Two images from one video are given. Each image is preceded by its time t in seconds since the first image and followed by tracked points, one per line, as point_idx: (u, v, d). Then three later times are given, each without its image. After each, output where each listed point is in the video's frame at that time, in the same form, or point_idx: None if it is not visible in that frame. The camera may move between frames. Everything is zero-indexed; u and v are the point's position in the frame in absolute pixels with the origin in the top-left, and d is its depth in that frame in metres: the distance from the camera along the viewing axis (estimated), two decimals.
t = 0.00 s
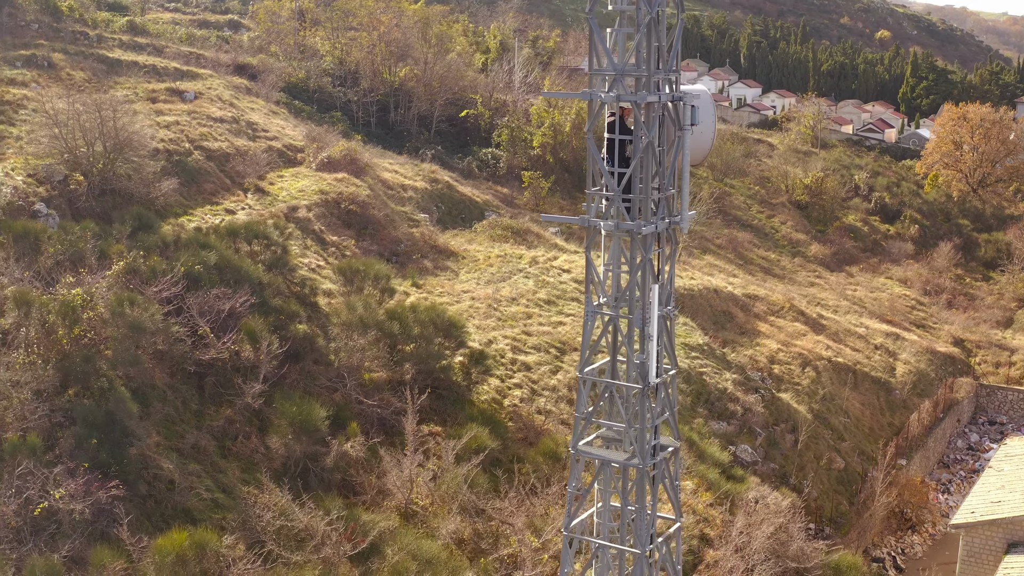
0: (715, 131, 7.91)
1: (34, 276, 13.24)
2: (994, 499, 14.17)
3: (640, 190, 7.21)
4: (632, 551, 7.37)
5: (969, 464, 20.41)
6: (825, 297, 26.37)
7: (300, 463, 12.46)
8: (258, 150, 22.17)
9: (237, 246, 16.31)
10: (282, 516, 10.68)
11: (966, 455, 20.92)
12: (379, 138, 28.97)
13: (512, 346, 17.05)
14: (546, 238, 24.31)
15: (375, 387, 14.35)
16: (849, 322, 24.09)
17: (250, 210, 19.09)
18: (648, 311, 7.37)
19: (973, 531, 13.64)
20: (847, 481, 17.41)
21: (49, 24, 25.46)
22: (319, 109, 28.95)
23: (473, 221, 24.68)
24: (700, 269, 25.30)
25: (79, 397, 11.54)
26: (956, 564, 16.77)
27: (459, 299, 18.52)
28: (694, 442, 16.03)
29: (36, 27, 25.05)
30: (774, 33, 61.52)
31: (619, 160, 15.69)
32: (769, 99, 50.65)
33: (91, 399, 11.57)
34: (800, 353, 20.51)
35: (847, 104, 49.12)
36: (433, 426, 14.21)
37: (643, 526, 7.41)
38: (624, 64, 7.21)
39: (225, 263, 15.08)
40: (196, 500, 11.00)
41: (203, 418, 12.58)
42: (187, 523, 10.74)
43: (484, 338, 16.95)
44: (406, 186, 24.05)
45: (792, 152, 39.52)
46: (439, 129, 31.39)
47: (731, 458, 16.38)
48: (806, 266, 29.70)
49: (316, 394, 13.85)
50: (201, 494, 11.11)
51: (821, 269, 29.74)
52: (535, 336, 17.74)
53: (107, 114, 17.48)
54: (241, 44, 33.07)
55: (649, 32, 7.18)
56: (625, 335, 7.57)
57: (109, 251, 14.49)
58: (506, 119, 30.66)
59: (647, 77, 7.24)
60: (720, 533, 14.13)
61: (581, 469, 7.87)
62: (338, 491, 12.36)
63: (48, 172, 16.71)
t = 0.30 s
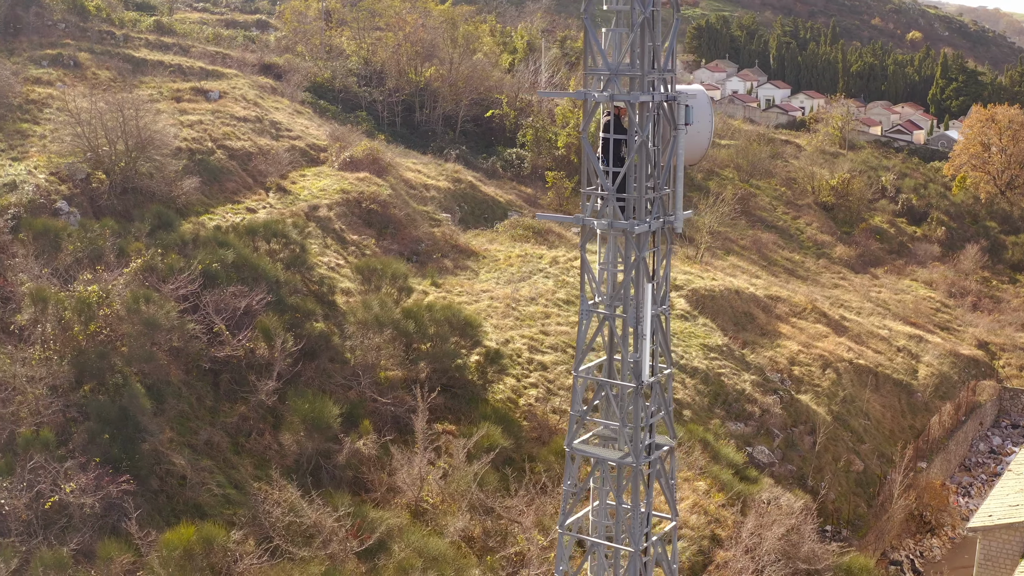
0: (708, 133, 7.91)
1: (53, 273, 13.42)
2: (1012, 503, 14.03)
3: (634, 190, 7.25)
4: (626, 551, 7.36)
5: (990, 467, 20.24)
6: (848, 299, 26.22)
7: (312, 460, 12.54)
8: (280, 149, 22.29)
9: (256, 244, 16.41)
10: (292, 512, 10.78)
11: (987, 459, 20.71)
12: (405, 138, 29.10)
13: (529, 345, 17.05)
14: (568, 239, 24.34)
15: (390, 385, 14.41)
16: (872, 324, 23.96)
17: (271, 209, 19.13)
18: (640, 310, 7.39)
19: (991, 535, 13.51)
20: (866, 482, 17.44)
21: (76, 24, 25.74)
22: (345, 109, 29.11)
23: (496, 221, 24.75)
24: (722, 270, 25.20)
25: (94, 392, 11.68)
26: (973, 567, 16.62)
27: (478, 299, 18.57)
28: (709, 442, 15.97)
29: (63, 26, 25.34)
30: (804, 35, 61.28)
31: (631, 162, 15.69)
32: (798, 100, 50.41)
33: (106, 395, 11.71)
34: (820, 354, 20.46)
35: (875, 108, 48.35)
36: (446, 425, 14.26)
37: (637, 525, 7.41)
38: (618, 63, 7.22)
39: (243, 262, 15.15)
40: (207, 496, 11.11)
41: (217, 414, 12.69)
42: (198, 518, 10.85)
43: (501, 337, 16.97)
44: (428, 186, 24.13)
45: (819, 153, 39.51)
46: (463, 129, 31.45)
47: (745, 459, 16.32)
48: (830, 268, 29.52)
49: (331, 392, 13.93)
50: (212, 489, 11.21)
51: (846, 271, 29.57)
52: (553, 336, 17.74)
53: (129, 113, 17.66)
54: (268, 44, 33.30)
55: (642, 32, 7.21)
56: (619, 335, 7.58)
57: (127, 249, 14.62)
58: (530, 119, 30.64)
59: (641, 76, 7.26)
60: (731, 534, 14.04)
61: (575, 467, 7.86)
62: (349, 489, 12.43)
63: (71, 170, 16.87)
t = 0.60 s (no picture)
0: (704, 131, 7.92)
1: (70, 270, 13.56)
2: None
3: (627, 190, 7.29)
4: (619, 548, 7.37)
5: (1011, 470, 20.08)
6: (871, 300, 26.07)
7: (324, 457, 12.62)
8: (302, 148, 22.36)
9: (274, 242, 16.49)
10: (300, 508, 10.86)
11: (1008, 461, 20.54)
12: (429, 138, 29.19)
13: (545, 345, 17.04)
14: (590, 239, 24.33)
15: (404, 383, 14.45)
16: (894, 326, 23.85)
17: (291, 207, 19.12)
18: (634, 309, 7.40)
19: (1007, 538, 13.37)
20: (884, 485, 17.43)
21: (101, 23, 25.97)
22: (369, 109, 29.22)
23: (517, 220, 24.77)
24: (743, 270, 25.09)
25: (108, 388, 11.81)
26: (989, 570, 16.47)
27: (496, 298, 18.59)
28: (723, 443, 15.94)
29: (89, 26, 25.59)
30: (833, 36, 60.85)
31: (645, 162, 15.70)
32: (825, 100, 49.94)
33: (119, 391, 11.82)
34: (840, 356, 20.36)
35: (904, 108, 48.12)
36: (460, 423, 14.29)
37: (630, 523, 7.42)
38: (612, 62, 7.23)
39: (260, 259, 15.18)
40: (218, 491, 11.22)
41: (231, 411, 12.77)
42: (208, 513, 10.96)
43: (517, 336, 16.97)
44: (450, 185, 24.17)
45: (846, 154, 39.41)
46: (487, 129, 31.47)
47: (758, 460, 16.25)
48: (854, 269, 29.33)
49: (345, 389, 13.97)
50: (223, 485, 11.31)
51: (869, 272, 29.39)
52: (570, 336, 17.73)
53: (150, 113, 17.80)
54: (294, 43, 33.46)
55: (635, 31, 7.23)
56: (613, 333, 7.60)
57: (145, 246, 14.72)
58: (554, 118, 30.60)
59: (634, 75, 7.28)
60: (740, 534, 13.94)
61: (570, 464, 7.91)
62: (359, 486, 12.49)
63: (92, 167, 17.00)
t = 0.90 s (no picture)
0: (699, 130, 7.88)
1: (87, 267, 13.71)
2: None
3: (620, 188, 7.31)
4: (613, 546, 7.40)
5: None
6: (893, 302, 25.89)
7: (335, 454, 12.69)
8: (323, 146, 22.44)
9: (292, 240, 16.57)
10: (308, 504, 10.92)
11: None
12: (452, 138, 29.27)
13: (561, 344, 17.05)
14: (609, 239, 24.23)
15: (418, 381, 14.48)
16: (915, 327, 23.71)
17: (310, 206, 19.17)
18: (626, 308, 7.42)
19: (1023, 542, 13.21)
20: (901, 487, 17.23)
21: (126, 22, 26.15)
22: (393, 109, 29.31)
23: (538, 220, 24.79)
24: (764, 271, 24.99)
25: (122, 384, 11.93)
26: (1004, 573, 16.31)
27: (513, 297, 18.61)
28: (736, 443, 15.90)
29: (113, 26, 25.81)
30: (862, 36, 60.49)
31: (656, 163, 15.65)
32: (853, 101, 49.95)
33: (132, 387, 11.94)
34: (859, 357, 20.25)
35: (932, 108, 48.31)
36: (472, 422, 14.32)
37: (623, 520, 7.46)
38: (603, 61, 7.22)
39: (275, 258, 15.26)
40: (228, 487, 11.31)
41: (244, 407, 12.85)
42: (218, 508, 11.06)
43: (533, 335, 16.96)
44: (471, 185, 24.21)
45: (872, 155, 39.33)
46: (510, 129, 31.47)
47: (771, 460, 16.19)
48: (877, 271, 29.17)
49: (359, 387, 14.01)
50: (233, 481, 11.41)
51: (893, 273, 29.24)
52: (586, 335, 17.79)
53: (171, 112, 17.98)
54: (319, 43, 33.58)
55: (627, 30, 7.23)
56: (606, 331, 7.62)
57: (162, 244, 14.81)
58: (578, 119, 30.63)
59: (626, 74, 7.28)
60: (750, 535, 13.87)
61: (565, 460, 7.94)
62: (369, 483, 12.55)
63: (113, 166, 17.13)
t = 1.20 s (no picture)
0: (693, 129, 7.84)
1: (103, 264, 13.84)
2: None
3: (611, 187, 7.36)
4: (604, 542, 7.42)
5: None
6: (914, 303, 25.71)
7: (346, 451, 12.77)
8: (344, 145, 22.54)
9: (309, 239, 16.66)
10: (316, 500, 11.01)
11: None
12: (474, 137, 29.32)
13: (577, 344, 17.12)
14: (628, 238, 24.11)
15: (431, 380, 14.53)
16: (937, 330, 23.53)
17: (329, 205, 19.27)
18: (618, 306, 7.46)
19: None
20: (918, 489, 17.25)
21: (150, 22, 26.32)
22: (416, 109, 29.36)
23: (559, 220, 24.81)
24: (784, 272, 24.86)
25: (135, 380, 12.06)
26: None
27: (530, 296, 18.60)
28: (748, 444, 15.87)
29: (137, 25, 26.04)
30: (890, 37, 60.01)
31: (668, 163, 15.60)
32: (880, 103, 49.23)
33: (145, 383, 12.07)
34: (879, 359, 20.10)
35: (959, 111, 47.31)
36: (484, 421, 14.35)
37: (614, 517, 7.49)
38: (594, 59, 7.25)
39: (290, 256, 15.30)
40: (238, 483, 11.42)
41: (256, 404, 12.94)
42: (227, 504, 11.17)
43: (549, 335, 16.96)
44: (492, 184, 24.23)
45: (897, 156, 39.11)
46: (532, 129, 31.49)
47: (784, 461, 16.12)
48: (899, 272, 29.03)
49: (372, 385, 14.07)
50: (242, 477, 11.51)
51: (916, 275, 29.09)
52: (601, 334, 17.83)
53: (190, 111, 18.06)
54: (344, 43, 33.69)
55: (618, 28, 7.26)
56: (599, 329, 7.66)
57: (178, 242, 14.94)
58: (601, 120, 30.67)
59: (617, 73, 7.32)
60: (759, 536, 13.80)
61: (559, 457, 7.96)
62: (379, 480, 12.62)
63: (133, 165, 17.29)
